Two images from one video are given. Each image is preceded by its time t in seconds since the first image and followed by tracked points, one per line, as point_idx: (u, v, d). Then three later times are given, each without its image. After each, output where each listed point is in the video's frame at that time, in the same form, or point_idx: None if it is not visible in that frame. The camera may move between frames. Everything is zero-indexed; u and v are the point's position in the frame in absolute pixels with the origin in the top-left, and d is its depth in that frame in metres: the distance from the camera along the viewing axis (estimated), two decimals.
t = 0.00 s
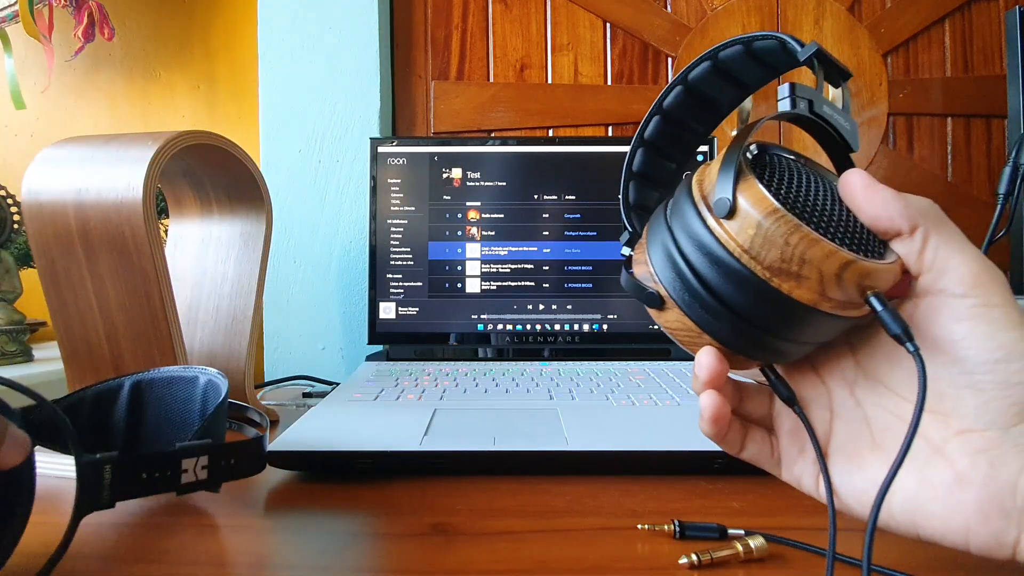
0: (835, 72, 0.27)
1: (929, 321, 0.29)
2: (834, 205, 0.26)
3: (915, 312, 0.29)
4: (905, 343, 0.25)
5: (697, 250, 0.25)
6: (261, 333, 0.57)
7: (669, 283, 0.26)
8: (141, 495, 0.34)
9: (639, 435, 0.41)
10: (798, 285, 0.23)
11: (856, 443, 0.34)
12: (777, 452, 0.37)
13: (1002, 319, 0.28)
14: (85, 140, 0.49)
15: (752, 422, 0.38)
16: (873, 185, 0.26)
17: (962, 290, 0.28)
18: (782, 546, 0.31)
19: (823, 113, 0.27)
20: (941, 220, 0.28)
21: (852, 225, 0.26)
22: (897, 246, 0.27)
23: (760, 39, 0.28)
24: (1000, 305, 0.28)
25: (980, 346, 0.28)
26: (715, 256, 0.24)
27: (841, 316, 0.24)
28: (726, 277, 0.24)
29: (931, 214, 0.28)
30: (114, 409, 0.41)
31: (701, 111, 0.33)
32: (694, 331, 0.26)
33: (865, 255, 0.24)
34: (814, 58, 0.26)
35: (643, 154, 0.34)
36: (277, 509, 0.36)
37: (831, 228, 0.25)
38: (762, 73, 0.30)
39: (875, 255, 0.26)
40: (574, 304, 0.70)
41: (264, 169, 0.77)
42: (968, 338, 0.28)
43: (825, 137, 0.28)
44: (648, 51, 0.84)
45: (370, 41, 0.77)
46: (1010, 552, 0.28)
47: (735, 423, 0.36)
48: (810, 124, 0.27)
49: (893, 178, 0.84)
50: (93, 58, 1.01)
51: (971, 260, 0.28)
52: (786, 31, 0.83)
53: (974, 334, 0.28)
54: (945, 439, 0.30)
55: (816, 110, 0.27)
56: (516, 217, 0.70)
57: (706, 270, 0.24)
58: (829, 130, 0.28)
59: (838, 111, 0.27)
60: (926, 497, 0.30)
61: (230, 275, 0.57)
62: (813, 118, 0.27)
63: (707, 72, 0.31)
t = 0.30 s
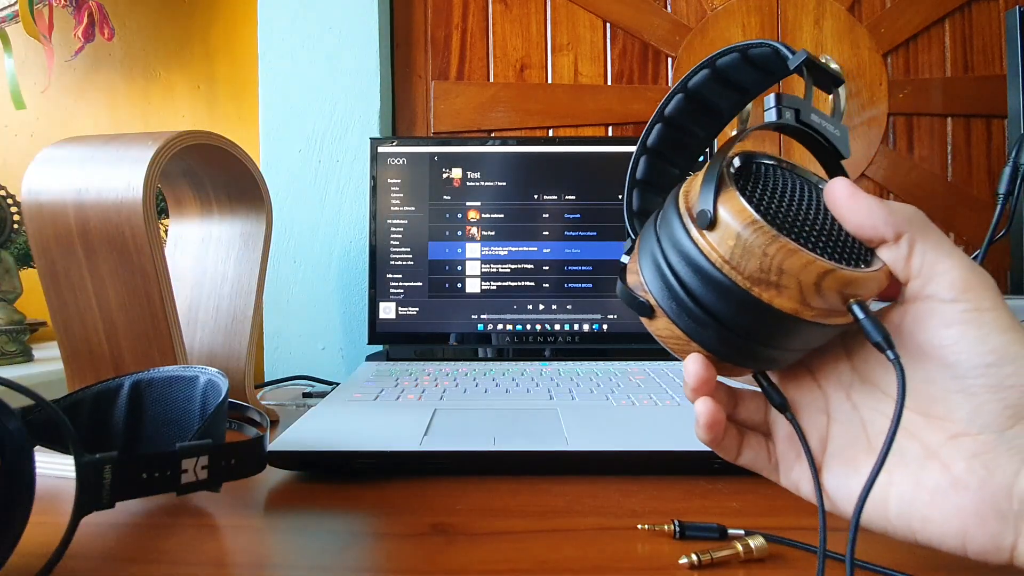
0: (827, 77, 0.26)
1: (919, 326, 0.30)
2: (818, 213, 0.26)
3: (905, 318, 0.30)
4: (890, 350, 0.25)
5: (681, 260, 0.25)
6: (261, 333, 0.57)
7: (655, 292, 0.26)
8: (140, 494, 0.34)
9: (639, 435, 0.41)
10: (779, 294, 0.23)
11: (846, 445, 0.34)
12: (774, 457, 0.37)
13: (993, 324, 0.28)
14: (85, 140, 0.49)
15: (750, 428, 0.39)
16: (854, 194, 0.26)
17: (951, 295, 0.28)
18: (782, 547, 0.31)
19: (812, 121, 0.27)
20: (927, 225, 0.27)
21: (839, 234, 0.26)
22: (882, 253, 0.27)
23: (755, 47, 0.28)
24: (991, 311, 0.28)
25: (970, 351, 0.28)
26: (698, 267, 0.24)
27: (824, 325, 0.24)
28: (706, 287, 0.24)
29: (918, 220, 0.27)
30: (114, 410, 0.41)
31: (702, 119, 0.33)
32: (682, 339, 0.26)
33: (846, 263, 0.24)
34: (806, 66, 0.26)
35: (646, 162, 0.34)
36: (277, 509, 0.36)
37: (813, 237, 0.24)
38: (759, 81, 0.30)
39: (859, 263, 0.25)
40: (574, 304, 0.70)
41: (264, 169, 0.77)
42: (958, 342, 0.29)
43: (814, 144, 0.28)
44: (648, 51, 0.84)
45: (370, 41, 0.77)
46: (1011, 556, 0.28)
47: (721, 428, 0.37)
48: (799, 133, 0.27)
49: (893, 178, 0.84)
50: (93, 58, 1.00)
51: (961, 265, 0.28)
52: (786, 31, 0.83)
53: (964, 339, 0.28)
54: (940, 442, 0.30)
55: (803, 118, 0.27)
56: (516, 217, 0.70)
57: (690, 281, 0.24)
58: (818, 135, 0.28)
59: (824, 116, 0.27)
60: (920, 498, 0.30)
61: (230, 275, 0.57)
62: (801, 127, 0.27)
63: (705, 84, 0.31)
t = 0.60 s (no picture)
0: (809, 42, 0.27)
1: (894, 333, 0.30)
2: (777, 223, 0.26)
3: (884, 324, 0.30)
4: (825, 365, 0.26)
5: (642, 283, 0.27)
6: (261, 333, 0.57)
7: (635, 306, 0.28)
8: (137, 496, 0.34)
9: (639, 435, 0.41)
10: (719, 314, 0.24)
11: (839, 445, 0.34)
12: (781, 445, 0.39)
13: (970, 331, 0.28)
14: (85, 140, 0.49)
15: (755, 416, 0.40)
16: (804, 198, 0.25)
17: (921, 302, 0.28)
18: (783, 547, 0.31)
19: (780, 113, 0.28)
20: (886, 227, 0.26)
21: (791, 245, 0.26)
22: (839, 262, 0.26)
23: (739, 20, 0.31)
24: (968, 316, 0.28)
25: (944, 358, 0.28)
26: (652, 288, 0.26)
27: (781, 335, 0.25)
28: (658, 312, 0.26)
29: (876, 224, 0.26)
30: (113, 411, 0.41)
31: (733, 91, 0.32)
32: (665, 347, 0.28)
33: (790, 282, 0.24)
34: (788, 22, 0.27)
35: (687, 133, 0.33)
36: (276, 509, 0.36)
37: (760, 253, 0.25)
38: (764, 52, 0.31)
39: (815, 276, 0.25)
40: (574, 304, 0.70)
41: (264, 169, 0.77)
42: (931, 349, 0.29)
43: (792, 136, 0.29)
44: (648, 51, 0.84)
45: (370, 41, 0.77)
46: (995, 560, 0.29)
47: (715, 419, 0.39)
48: (769, 125, 0.28)
49: (893, 178, 0.84)
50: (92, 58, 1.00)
51: (928, 272, 0.28)
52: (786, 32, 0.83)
53: (935, 345, 0.28)
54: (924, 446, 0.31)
55: (770, 108, 0.28)
56: (516, 217, 0.70)
57: (649, 300, 0.27)
58: (796, 125, 0.28)
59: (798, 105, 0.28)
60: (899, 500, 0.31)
61: (231, 275, 0.56)
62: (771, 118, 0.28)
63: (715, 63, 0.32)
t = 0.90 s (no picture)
0: None
1: (886, 344, 0.31)
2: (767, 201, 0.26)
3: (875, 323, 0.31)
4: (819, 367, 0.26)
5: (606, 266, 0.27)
6: (261, 333, 0.57)
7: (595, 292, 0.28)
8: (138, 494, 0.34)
9: (639, 435, 0.42)
10: (702, 302, 0.24)
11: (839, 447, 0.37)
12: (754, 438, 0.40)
13: (970, 343, 0.29)
14: (86, 141, 0.49)
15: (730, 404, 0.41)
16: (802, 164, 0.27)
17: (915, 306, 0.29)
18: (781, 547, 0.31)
19: (770, 67, 0.28)
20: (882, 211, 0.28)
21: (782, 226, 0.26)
22: (832, 248, 0.27)
23: None
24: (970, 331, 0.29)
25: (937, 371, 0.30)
26: (623, 272, 0.26)
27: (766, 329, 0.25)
28: (631, 299, 0.26)
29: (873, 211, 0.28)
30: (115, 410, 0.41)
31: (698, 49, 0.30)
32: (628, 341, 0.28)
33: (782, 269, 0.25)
34: None
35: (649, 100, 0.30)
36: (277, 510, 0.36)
37: (744, 239, 0.25)
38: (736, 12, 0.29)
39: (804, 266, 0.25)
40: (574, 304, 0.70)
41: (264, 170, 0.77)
42: (926, 358, 0.30)
43: (777, 94, 0.29)
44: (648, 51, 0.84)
45: (370, 41, 0.77)
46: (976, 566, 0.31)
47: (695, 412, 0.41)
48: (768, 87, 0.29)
49: (893, 178, 0.84)
50: (93, 58, 1.00)
51: (924, 272, 0.29)
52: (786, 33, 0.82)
53: (932, 357, 0.29)
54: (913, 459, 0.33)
55: (761, 63, 0.28)
56: (516, 217, 0.70)
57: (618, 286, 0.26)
58: (786, 84, 0.29)
59: (790, 64, 0.29)
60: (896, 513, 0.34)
61: (231, 276, 0.57)
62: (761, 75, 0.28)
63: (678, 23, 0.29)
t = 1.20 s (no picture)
0: (747, 40, 0.25)
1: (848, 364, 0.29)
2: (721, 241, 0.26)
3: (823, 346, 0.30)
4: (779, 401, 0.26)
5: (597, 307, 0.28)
6: (261, 334, 0.57)
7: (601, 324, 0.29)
8: (137, 495, 0.34)
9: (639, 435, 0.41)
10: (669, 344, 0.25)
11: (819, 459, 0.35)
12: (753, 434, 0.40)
13: (921, 364, 0.28)
14: (85, 141, 0.49)
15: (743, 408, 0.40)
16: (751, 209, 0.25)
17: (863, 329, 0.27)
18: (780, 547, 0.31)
19: (720, 121, 0.27)
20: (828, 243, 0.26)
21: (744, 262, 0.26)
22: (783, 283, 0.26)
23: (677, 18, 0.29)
24: (920, 350, 0.28)
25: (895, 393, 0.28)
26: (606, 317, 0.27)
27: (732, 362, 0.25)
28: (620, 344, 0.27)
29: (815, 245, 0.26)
30: (113, 410, 0.41)
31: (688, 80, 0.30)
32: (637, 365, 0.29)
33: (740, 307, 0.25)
34: (719, 21, 0.26)
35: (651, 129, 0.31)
36: (277, 509, 0.36)
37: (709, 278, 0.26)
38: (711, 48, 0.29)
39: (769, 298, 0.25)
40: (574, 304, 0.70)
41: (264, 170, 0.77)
42: (883, 381, 0.28)
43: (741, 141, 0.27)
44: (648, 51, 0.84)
45: (370, 41, 0.77)
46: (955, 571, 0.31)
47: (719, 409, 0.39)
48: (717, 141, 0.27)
49: (893, 178, 0.84)
50: (93, 58, 1.00)
51: (868, 294, 0.27)
52: (786, 33, 0.82)
53: (887, 380, 0.28)
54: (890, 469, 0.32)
55: (706, 122, 0.27)
56: (516, 216, 0.70)
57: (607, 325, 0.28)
58: (736, 133, 0.27)
59: (738, 114, 0.27)
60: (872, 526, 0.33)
61: (231, 275, 0.57)
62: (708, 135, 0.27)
63: (666, 60, 0.30)
